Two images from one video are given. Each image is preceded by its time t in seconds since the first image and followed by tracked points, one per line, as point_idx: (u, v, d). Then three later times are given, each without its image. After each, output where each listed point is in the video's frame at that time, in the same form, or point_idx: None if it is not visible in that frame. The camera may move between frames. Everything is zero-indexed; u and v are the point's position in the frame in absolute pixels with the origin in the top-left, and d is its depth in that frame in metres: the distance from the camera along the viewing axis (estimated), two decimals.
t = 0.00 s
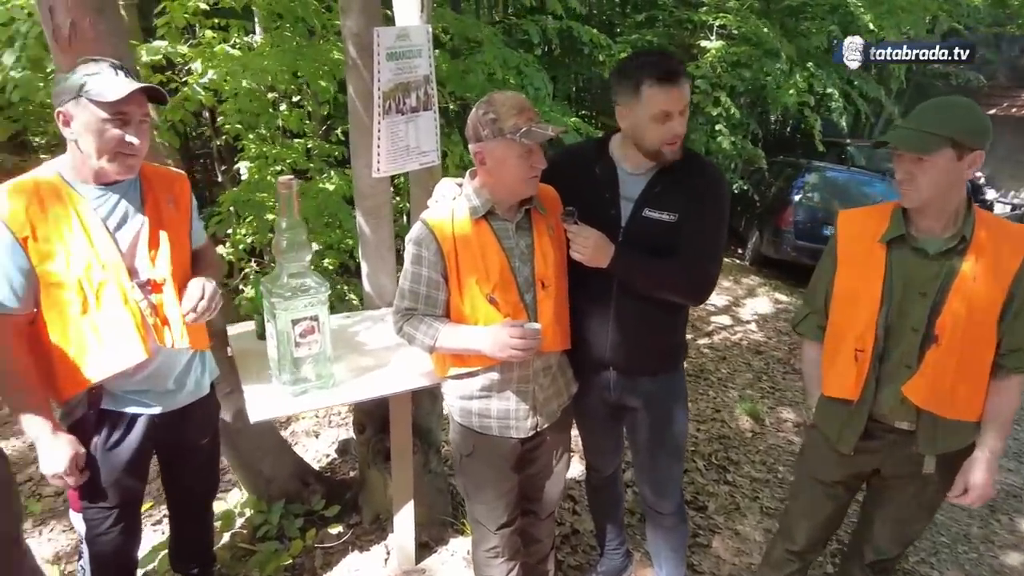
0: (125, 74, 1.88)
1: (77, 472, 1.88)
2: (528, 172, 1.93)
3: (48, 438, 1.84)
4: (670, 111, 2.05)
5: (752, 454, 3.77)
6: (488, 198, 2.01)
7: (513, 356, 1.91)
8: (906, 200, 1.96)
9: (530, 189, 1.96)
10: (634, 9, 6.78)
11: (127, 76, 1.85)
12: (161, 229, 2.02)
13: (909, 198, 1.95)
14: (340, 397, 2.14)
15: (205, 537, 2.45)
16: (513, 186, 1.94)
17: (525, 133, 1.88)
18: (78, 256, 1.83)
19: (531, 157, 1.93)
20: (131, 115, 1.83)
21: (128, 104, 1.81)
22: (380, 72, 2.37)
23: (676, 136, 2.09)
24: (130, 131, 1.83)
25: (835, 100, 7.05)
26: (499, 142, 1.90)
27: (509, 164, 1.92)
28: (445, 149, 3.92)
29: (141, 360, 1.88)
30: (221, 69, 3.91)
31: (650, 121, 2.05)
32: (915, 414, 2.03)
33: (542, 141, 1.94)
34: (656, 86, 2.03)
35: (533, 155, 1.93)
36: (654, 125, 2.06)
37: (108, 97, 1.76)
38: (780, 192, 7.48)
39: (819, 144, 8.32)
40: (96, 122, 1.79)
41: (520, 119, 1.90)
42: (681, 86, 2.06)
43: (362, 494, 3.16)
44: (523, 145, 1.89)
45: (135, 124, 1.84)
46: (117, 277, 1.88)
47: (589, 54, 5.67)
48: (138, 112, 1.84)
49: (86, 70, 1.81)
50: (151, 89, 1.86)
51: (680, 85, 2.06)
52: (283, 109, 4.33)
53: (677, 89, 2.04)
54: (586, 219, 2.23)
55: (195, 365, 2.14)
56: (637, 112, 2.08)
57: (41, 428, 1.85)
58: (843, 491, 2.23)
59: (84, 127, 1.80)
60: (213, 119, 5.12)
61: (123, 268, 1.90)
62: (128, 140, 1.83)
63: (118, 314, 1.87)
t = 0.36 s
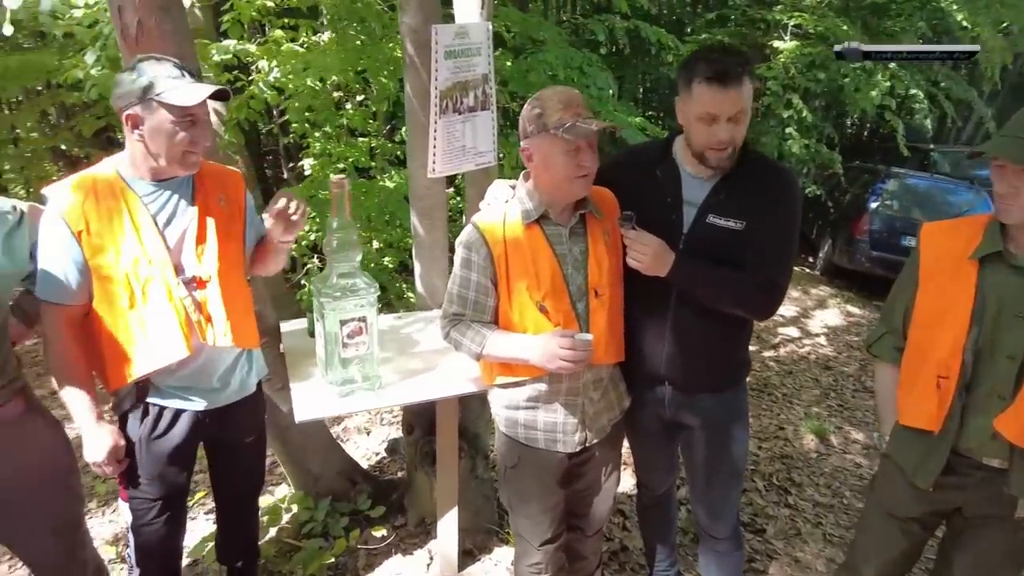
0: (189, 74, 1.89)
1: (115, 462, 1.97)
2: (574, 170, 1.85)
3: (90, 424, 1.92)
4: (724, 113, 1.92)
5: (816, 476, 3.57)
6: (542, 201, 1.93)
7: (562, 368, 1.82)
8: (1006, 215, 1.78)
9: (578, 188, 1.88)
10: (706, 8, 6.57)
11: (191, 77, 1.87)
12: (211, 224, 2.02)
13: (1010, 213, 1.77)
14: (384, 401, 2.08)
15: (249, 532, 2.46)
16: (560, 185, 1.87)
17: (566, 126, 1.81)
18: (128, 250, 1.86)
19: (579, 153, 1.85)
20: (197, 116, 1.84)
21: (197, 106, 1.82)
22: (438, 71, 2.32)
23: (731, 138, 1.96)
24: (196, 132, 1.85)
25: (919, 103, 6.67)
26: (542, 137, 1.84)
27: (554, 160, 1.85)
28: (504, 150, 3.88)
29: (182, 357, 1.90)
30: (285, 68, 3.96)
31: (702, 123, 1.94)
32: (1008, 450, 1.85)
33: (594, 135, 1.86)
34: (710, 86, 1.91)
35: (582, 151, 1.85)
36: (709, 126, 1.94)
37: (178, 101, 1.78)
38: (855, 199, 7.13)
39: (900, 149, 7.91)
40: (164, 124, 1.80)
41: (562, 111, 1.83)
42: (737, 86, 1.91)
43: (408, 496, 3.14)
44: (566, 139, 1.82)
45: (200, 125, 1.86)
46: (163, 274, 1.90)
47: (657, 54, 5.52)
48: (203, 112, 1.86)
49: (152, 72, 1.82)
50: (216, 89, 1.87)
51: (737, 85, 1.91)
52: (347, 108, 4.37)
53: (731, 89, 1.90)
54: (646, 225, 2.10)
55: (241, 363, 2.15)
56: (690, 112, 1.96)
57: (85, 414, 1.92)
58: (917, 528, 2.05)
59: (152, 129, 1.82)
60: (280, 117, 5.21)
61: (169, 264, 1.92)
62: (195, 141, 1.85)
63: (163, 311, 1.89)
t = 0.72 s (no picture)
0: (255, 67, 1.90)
1: (176, 450, 2.00)
2: (622, 173, 1.81)
3: (156, 410, 1.96)
4: (785, 118, 1.82)
5: (889, 505, 3.37)
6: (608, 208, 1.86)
7: (623, 383, 1.75)
8: None
9: (627, 193, 1.83)
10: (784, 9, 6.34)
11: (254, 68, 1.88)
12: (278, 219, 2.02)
13: None
14: (440, 404, 2.05)
15: (302, 527, 2.47)
16: (610, 190, 1.85)
17: (611, 128, 1.79)
18: (195, 244, 1.89)
19: (630, 156, 1.81)
20: (260, 105, 1.85)
21: (258, 96, 1.83)
22: (506, 70, 2.27)
23: (794, 145, 1.84)
24: (259, 122, 1.86)
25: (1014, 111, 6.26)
26: (595, 140, 1.83)
27: (610, 163, 1.83)
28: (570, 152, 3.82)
29: (242, 352, 1.91)
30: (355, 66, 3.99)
31: (764, 127, 1.86)
32: None
33: (648, 136, 1.79)
34: (773, 91, 1.83)
35: (632, 154, 1.80)
36: (769, 131, 1.85)
37: (238, 91, 1.79)
38: (939, 211, 6.76)
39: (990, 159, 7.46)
40: (227, 115, 1.82)
41: (613, 112, 1.81)
42: (804, 90, 1.79)
43: (460, 499, 3.11)
44: (611, 141, 1.80)
45: (263, 115, 1.87)
46: (227, 269, 1.91)
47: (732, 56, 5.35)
48: (266, 100, 1.86)
49: (218, 66, 1.84)
50: (277, 78, 1.88)
51: (804, 89, 1.80)
52: (414, 108, 4.38)
53: (793, 95, 1.80)
54: (719, 232, 2.00)
55: (302, 359, 2.14)
56: (756, 115, 1.88)
57: (152, 401, 1.97)
58: None
59: (218, 121, 1.84)
60: (349, 115, 5.29)
61: (234, 259, 1.93)
62: (259, 130, 1.86)
63: (226, 306, 1.91)
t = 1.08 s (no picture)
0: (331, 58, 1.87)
1: (237, 441, 2.01)
2: (703, 174, 1.72)
3: (221, 401, 1.97)
4: (886, 123, 1.70)
5: (967, 537, 3.17)
6: (690, 211, 1.77)
7: (701, 398, 1.67)
8: None
9: (707, 195, 1.73)
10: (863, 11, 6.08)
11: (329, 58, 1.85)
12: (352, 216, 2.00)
13: None
14: (504, 409, 1.98)
15: (357, 525, 2.46)
16: (689, 192, 1.77)
17: (691, 127, 1.71)
18: (269, 237, 1.89)
19: (711, 157, 1.71)
20: (329, 96, 1.82)
21: (328, 85, 1.81)
22: (581, 67, 2.20)
23: (895, 151, 1.72)
24: (331, 114, 1.83)
25: None
26: (675, 139, 1.76)
27: (690, 165, 1.74)
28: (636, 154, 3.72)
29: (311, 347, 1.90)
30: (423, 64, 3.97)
31: (864, 131, 1.74)
32: None
33: (731, 135, 1.69)
34: (876, 93, 1.71)
35: (713, 154, 1.71)
36: (869, 136, 1.73)
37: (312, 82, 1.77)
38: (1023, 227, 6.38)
39: None
40: (299, 106, 1.81)
41: (695, 110, 1.72)
42: (913, 95, 1.67)
43: (514, 505, 3.05)
44: (690, 140, 1.72)
45: (335, 106, 1.84)
46: (300, 264, 1.90)
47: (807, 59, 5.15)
48: (337, 92, 1.83)
49: (295, 57, 1.84)
50: (349, 70, 1.85)
51: (912, 94, 1.67)
52: (478, 107, 4.35)
53: (898, 99, 1.67)
54: (808, 241, 1.89)
55: (368, 356, 2.11)
56: (855, 120, 1.77)
57: (217, 392, 1.98)
58: None
59: (292, 112, 1.82)
60: (412, 113, 5.30)
61: (308, 255, 1.92)
62: (332, 123, 1.84)
63: (297, 301, 1.90)
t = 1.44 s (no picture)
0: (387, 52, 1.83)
1: (288, 437, 2.05)
2: (771, 180, 1.65)
3: (274, 396, 2.01)
4: (982, 122, 1.60)
5: None
6: (758, 218, 1.70)
7: (765, 415, 1.59)
8: None
9: (775, 202, 1.66)
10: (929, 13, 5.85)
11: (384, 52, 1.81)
12: (406, 216, 1.97)
13: None
14: (555, 415, 1.94)
15: (399, 525, 2.44)
16: (756, 198, 1.70)
17: (760, 129, 1.63)
18: (323, 236, 1.87)
19: (779, 161, 1.64)
20: (373, 91, 1.79)
21: (374, 80, 1.79)
22: (642, 67, 2.14)
23: (989, 155, 1.61)
24: (377, 110, 1.79)
25: None
26: (743, 142, 1.69)
27: (758, 170, 1.67)
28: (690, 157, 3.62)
29: (361, 346, 1.87)
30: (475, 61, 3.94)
31: (955, 133, 1.64)
32: None
33: (802, 140, 1.61)
34: (972, 89, 1.61)
35: (782, 159, 1.63)
36: (961, 137, 1.63)
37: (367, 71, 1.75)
38: None
39: None
40: (348, 100, 1.79)
41: (765, 113, 1.64)
42: (1015, 92, 1.57)
43: (555, 511, 3.00)
44: (759, 142, 1.64)
45: (384, 100, 1.80)
46: (353, 262, 1.88)
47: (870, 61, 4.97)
48: (384, 88, 1.79)
49: (351, 53, 1.82)
50: (402, 66, 1.81)
51: (1015, 91, 1.57)
52: (529, 106, 4.31)
53: (997, 96, 1.57)
54: (881, 253, 1.79)
55: (417, 357, 2.09)
56: (944, 120, 1.67)
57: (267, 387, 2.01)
58: None
59: (342, 106, 1.82)
60: (461, 112, 5.29)
61: (361, 254, 1.90)
62: (380, 120, 1.80)
63: (349, 298, 1.88)
